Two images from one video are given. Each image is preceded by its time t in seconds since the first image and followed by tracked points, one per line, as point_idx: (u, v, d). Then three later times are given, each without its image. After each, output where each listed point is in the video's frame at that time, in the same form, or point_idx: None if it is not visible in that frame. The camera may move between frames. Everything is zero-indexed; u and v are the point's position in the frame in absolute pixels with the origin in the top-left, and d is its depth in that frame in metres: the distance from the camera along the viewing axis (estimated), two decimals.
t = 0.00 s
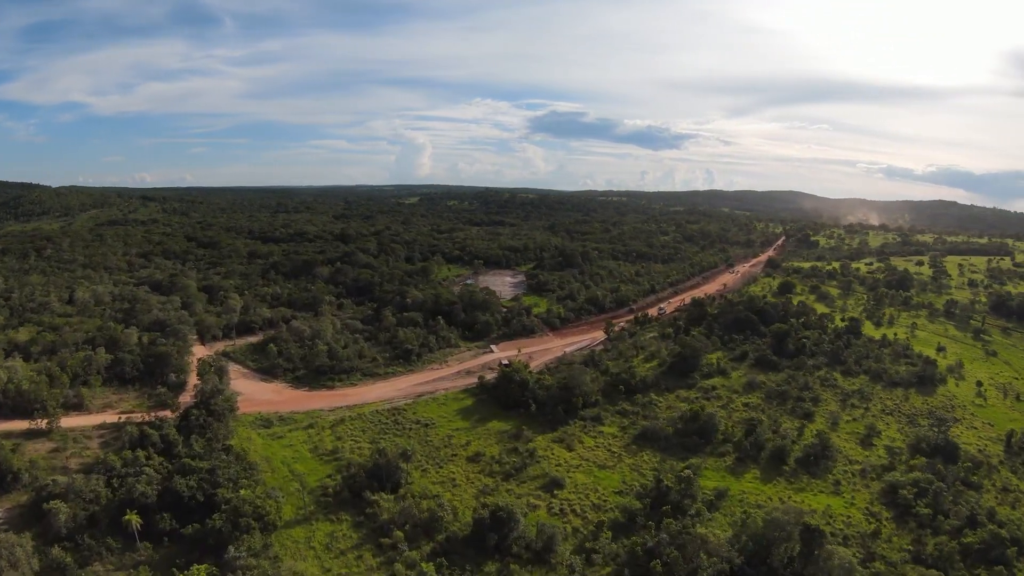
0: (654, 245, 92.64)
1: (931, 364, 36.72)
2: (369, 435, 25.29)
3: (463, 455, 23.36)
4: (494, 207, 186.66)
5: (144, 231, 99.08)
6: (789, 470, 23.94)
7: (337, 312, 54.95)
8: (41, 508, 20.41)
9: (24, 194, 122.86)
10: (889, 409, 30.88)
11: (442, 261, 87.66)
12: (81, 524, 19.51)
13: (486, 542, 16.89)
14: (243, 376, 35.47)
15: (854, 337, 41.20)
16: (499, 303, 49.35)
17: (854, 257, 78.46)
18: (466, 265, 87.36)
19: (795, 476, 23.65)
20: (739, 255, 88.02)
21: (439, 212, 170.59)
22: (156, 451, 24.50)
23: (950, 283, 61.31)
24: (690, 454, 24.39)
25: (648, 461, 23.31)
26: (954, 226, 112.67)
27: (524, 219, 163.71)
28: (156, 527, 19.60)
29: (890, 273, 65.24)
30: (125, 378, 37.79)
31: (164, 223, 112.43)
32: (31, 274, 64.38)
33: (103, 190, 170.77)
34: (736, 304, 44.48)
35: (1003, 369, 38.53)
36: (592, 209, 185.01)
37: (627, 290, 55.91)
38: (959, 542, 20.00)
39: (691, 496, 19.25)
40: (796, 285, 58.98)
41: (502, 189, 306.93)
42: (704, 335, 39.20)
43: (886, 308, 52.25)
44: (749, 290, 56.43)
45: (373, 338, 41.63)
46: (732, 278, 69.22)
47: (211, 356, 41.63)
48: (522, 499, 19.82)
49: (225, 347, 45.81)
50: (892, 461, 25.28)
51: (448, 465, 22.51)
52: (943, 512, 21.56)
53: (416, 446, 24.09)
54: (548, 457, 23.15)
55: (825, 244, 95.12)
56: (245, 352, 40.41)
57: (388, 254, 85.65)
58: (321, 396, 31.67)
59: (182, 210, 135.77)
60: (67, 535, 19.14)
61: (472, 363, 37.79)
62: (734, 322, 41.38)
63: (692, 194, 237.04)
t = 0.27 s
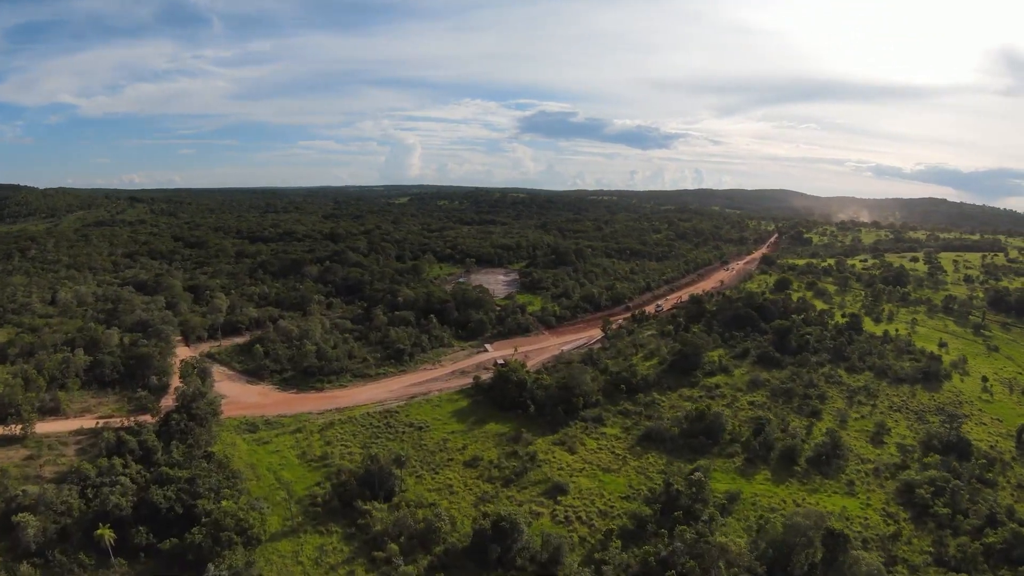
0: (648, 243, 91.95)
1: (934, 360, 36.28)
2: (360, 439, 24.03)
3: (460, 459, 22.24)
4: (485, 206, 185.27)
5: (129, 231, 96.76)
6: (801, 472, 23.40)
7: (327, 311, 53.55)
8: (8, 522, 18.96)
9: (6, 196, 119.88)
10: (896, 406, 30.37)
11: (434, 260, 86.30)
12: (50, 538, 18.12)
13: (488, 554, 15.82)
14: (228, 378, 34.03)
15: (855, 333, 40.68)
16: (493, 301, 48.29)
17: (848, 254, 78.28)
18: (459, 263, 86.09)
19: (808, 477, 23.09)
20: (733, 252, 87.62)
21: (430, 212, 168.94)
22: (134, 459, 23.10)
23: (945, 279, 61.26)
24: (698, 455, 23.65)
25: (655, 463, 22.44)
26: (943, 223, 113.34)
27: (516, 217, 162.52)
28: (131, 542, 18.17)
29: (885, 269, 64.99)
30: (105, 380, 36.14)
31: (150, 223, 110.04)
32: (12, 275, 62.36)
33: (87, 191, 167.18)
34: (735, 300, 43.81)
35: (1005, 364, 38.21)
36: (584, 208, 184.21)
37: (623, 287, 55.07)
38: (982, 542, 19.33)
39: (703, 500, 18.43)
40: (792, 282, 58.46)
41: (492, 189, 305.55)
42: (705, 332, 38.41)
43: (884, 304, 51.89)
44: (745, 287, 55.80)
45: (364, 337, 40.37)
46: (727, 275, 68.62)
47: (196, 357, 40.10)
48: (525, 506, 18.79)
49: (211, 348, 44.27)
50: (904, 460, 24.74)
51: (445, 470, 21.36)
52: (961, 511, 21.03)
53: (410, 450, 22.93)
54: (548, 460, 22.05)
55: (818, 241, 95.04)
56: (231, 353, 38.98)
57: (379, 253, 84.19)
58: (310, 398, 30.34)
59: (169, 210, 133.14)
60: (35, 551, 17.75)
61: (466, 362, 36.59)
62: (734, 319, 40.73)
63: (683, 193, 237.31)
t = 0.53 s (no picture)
0: (644, 242, 91.04)
1: (941, 358, 35.57)
2: (352, 443, 22.77)
3: (459, 464, 21.07)
4: (478, 206, 183.82)
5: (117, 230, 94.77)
6: (815, 475, 22.47)
7: (319, 309, 52.12)
8: None
9: None
10: (906, 406, 29.59)
11: (428, 258, 84.92)
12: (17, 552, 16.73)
13: (492, 568, 14.67)
14: (214, 379, 32.65)
15: (859, 331, 39.92)
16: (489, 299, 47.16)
17: (845, 253, 77.77)
18: (453, 262, 84.80)
19: (822, 480, 22.18)
20: (730, 251, 86.91)
21: (423, 211, 167.36)
22: (112, 465, 21.75)
23: (944, 278, 60.76)
24: (709, 459, 22.67)
25: (664, 467, 21.45)
26: (938, 223, 113.42)
27: (510, 217, 161.19)
28: (106, 555, 16.82)
29: (884, 268, 64.44)
30: (86, 381, 34.59)
31: (139, 221, 107.92)
32: None
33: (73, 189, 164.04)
34: (737, 298, 42.93)
35: (1011, 363, 37.59)
36: (578, 208, 183.19)
37: (621, 286, 54.08)
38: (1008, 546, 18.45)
39: (719, 508, 17.48)
40: (792, 281, 57.71)
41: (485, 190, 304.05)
42: (708, 331, 37.47)
43: (885, 302, 51.23)
44: (745, 286, 54.93)
45: (357, 336, 39.06)
46: (725, 274, 67.81)
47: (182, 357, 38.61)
48: (529, 515, 17.70)
49: (198, 348, 42.77)
50: (920, 461, 23.91)
51: (443, 476, 20.20)
52: (984, 515, 20.18)
53: (405, 455, 21.71)
54: (553, 465, 20.95)
55: (814, 241, 94.59)
56: (218, 353, 37.58)
57: (372, 251, 82.73)
58: (299, 399, 29.03)
59: (160, 209, 131.04)
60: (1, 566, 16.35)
61: (462, 361, 35.35)
62: (737, 318, 39.86)
63: (677, 194, 237.08)
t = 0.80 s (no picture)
0: (641, 241, 90.13)
1: (949, 356, 34.81)
2: (344, 448, 21.52)
3: (458, 470, 19.90)
4: (472, 205, 182.42)
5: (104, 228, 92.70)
6: (831, 478, 21.52)
7: (311, 307, 50.70)
8: None
9: None
10: (917, 405, 28.81)
11: (422, 256, 83.52)
12: None
13: None
14: (200, 380, 31.26)
15: (864, 329, 39.10)
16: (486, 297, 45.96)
17: (843, 252, 77.22)
18: (447, 260, 83.45)
19: (839, 483, 21.24)
20: (727, 250, 86.17)
21: (417, 210, 165.85)
22: (87, 471, 20.40)
23: (944, 276, 60.28)
24: (720, 462, 21.65)
25: (675, 471, 20.49)
26: (933, 223, 113.39)
27: (504, 216, 159.86)
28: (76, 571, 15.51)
29: (884, 266, 63.83)
30: (66, 381, 33.03)
31: (127, 219, 105.73)
32: None
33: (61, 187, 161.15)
34: (739, 296, 42.02)
35: (1019, 361, 36.91)
36: (573, 207, 182.24)
37: (620, 283, 53.07)
38: None
39: (737, 515, 16.60)
40: (792, 279, 56.92)
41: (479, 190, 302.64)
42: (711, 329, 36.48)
43: (887, 300, 50.55)
44: (746, 284, 54.04)
45: (350, 335, 37.74)
46: (724, 272, 66.94)
47: (167, 356, 37.14)
48: (534, 525, 16.59)
49: (184, 347, 41.28)
50: (937, 463, 23.09)
51: (441, 482, 19.04)
52: (1008, 519, 19.32)
53: (400, 460, 20.50)
54: (557, 470, 19.83)
55: (811, 240, 94.11)
56: (206, 352, 36.16)
57: (365, 249, 81.23)
58: (289, 401, 27.72)
59: (151, 206, 128.89)
60: None
61: (459, 361, 34.14)
62: (740, 316, 38.94)
63: (671, 194, 236.84)
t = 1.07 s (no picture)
0: (635, 239, 89.25)
1: (954, 353, 34.19)
2: (333, 453, 20.24)
3: (454, 476, 18.72)
4: (464, 204, 180.89)
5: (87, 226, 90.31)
6: (845, 479, 20.74)
7: (300, 306, 49.21)
8: None
9: None
10: (926, 403, 28.20)
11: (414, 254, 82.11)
12: None
13: None
14: (182, 380, 29.79)
15: (867, 325, 38.41)
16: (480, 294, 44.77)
17: (838, 250, 76.83)
18: (440, 259, 82.04)
19: (854, 485, 20.49)
20: (722, 248, 85.57)
21: (408, 209, 164.18)
22: (58, 479, 18.98)
23: (940, 273, 59.92)
24: (730, 464, 20.67)
25: (683, 475, 19.32)
26: (925, 221, 113.66)
27: (496, 215, 158.54)
28: None
29: (880, 264, 63.41)
30: (41, 383, 31.35)
31: (111, 218, 103.27)
32: None
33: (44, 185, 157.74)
34: (739, 293, 41.13)
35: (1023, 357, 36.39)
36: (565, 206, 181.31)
37: (617, 281, 52.09)
38: None
39: (755, 522, 15.57)
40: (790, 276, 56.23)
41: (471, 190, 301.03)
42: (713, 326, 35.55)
43: (886, 297, 50.01)
44: (744, 281, 53.23)
45: (340, 333, 36.38)
46: (720, 270, 66.21)
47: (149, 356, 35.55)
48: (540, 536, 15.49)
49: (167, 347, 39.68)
50: (953, 462, 22.46)
51: (438, 490, 17.85)
52: None
53: (393, 466, 19.29)
54: (561, 475, 18.70)
55: (805, 238, 93.79)
56: (189, 351, 34.65)
57: (355, 247, 79.63)
58: (275, 402, 26.36)
59: (139, 206, 126.49)
60: None
61: (453, 360, 32.86)
62: (741, 313, 38.08)
63: (662, 193, 236.75)
